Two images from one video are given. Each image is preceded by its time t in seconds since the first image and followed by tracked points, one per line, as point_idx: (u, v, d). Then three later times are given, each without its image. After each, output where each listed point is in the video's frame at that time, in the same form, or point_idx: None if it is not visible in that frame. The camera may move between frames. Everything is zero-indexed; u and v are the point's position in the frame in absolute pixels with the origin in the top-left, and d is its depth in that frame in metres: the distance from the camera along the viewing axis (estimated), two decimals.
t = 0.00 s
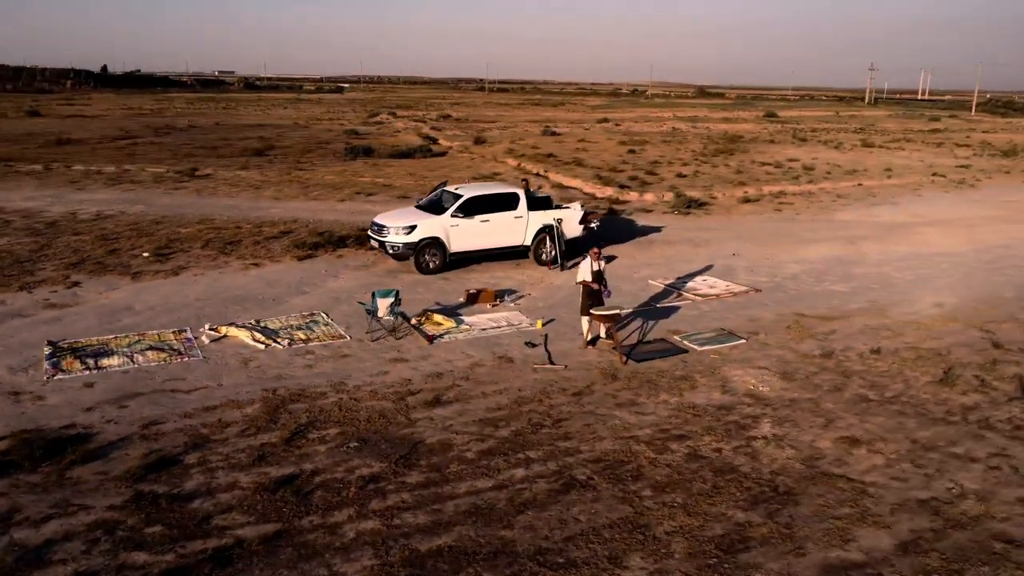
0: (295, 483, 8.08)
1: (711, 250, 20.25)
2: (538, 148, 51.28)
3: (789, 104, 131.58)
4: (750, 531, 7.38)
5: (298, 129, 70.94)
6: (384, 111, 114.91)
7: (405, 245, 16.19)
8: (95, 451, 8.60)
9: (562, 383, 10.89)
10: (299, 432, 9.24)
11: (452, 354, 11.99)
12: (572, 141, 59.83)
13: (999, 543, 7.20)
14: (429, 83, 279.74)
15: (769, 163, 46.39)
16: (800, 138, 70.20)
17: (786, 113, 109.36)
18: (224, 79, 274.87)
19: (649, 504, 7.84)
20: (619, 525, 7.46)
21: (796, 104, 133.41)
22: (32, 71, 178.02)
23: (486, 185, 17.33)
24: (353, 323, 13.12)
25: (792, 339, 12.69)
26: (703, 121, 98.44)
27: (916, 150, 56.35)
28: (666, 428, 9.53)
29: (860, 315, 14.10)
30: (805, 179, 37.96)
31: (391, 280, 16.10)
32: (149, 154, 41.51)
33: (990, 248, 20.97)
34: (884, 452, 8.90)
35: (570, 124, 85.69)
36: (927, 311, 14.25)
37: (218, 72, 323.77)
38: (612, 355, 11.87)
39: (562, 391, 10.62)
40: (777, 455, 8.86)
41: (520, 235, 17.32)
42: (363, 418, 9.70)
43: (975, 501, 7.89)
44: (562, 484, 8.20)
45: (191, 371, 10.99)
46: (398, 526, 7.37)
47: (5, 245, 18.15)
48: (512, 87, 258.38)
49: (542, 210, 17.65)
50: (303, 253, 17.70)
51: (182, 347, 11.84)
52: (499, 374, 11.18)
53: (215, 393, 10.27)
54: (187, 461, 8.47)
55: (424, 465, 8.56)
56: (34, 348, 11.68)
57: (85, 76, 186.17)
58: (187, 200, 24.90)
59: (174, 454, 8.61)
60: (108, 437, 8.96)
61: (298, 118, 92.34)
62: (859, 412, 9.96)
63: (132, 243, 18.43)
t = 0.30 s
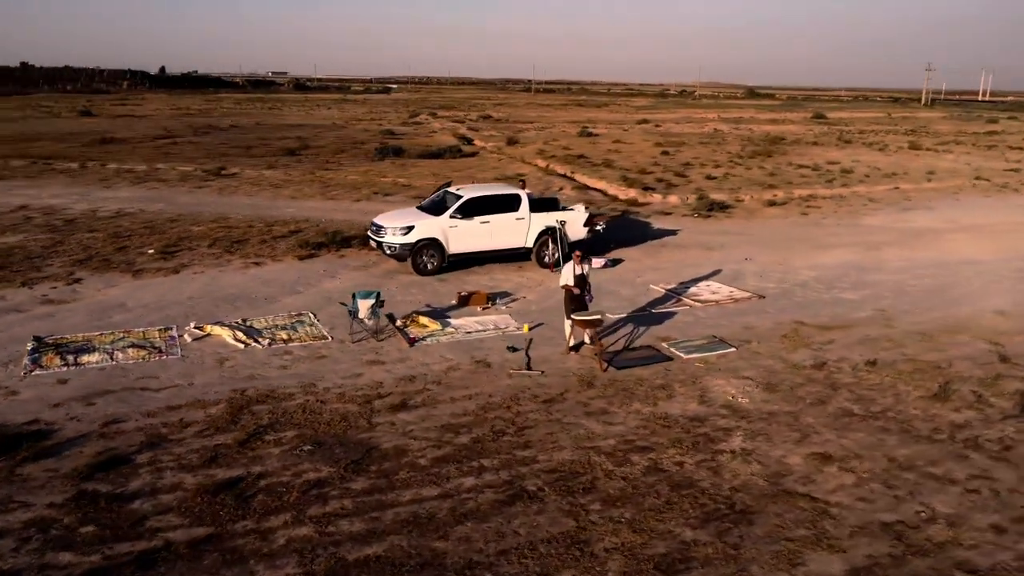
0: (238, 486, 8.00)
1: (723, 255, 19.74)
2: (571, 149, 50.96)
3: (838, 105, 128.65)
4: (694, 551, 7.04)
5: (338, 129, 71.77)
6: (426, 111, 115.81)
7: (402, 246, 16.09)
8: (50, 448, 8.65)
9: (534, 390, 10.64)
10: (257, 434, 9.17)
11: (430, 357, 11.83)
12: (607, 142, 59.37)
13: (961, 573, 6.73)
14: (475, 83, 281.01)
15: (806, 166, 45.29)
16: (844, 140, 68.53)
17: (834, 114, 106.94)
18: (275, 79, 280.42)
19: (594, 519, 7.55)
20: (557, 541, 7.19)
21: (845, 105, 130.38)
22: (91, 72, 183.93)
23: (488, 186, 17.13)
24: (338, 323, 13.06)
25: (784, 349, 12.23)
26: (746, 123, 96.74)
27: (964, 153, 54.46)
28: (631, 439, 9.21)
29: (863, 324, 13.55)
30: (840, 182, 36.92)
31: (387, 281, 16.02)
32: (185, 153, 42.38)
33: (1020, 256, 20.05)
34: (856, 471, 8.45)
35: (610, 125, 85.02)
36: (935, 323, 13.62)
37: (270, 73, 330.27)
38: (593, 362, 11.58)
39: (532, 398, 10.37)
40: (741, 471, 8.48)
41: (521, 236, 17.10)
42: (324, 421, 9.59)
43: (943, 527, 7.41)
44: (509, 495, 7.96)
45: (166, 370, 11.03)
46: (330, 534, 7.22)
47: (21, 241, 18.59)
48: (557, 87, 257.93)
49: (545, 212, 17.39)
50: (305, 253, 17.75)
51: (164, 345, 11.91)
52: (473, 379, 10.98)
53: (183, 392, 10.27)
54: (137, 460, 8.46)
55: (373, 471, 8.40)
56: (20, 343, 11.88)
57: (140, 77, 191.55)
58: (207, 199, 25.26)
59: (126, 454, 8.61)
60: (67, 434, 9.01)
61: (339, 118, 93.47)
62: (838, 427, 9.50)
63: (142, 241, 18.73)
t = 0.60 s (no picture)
0: (181, 489, 7.93)
1: (735, 261, 19.20)
2: (605, 151, 50.46)
3: (890, 107, 125.42)
4: (629, 572, 6.72)
5: (377, 130, 72.40)
6: (468, 113, 116.28)
7: (399, 248, 16.00)
8: (6, 444, 8.72)
9: (504, 397, 10.39)
10: (213, 436, 9.12)
11: (407, 361, 11.68)
12: (643, 144, 58.73)
13: None
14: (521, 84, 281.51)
15: (845, 169, 44.06)
16: (891, 143, 66.60)
17: (885, 117, 104.04)
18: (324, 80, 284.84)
19: (532, 534, 7.28)
20: (489, 556, 6.94)
21: (898, 107, 126.93)
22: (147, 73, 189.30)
23: (489, 188, 16.95)
24: (323, 325, 13.01)
25: (775, 359, 11.77)
26: (792, 125, 94.74)
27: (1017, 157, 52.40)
28: (592, 450, 8.91)
29: (864, 335, 12.98)
30: (877, 186, 35.79)
31: (383, 282, 15.94)
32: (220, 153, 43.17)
33: None
34: (821, 492, 8.01)
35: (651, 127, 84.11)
36: (942, 335, 12.96)
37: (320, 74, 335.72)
38: (571, 370, 11.28)
39: (500, 405, 10.14)
40: (699, 488, 8.11)
41: (522, 239, 16.87)
42: (284, 424, 9.49)
43: (902, 555, 6.95)
44: (451, 506, 7.73)
45: (142, 368, 11.09)
46: (259, 542, 7.09)
47: (37, 238, 19.02)
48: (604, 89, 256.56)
49: (547, 214, 17.14)
50: (308, 253, 17.79)
51: (145, 343, 11.99)
52: (444, 384, 10.78)
53: (151, 392, 10.29)
54: (88, 459, 8.46)
55: (320, 476, 8.26)
56: (8, 338, 12.08)
57: (194, 79, 196.40)
58: (228, 199, 25.57)
59: (79, 452, 8.62)
60: (27, 431, 9.08)
61: (381, 119, 94.31)
62: (813, 445, 9.05)
63: (152, 239, 19.00)
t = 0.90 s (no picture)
0: (121, 491, 7.90)
1: (747, 267, 18.64)
2: (639, 154, 49.89)
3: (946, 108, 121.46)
4: None
5: (416, 131, 72.78)
6: (511, 114, 116.50)
7: (395, 249, 15.89)
8: None
9: (471, 404, 10.16)
10: (168, 436, 9.08)
11: (382, 364, 11.53)
12: (681, 146, 57.90)
13: None
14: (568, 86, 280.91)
15: (886, 172, 42.72)
16: (941, 145, 64.43)
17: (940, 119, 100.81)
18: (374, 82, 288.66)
19: (463, 549, 7.03)
20: (412, 571, 6.72)
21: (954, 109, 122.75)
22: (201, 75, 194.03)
23: (489, 190, 16.75)
24: (307, 325, 12.95)
25: (761, 371, 11.30)
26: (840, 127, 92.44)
27: None
28: (547, 462, 8.62)
29: (863, 347, 12.40)
30: (916, 190, 34.57)
31: (379, 284, 15.84)
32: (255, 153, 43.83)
33: None
34: (778, 514, 7.59)
35: (693, 129, 82.91)
36: (947, 348, 12.31)
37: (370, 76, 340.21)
38: (545, 377, 11.00)
39: (464, 412, 9.91)
40: (649, 506, 7.77)
41: (522, 242, 16.63)
42: (242, 426, 9.42)
43: None
44: (387, 517, 7.54)
45: (118, 367, 11.14)
46: (184, 548, 6.99)
47: (53, 235, 19.43)
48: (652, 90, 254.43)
49: (549, 217, 16.87)
50: (311, 253, 17.80)
51: (127, 342, 12.06)
52: (413, 389, 10.60)
53: (120, 390, 10.33)
54: (39, 458, 8.49)
55: (263, 482, 8.14)
56: None
57: (246, 81, 200.61)
58: (247, 198, 25.85)
59: (33, 450, 8.66)
60: None
61: (422, 120, 94.91)
62: (780, 462, 8.61)
63: (163, 238, 19.25)
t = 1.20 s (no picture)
0: (66, 490, 7.90)
1: (758, 272, 18.08)
2: (674, 156, 49.17)
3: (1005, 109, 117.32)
4: None
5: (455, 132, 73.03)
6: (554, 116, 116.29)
7: (392, 250, 15.81)
8: None
9: (436, 410, 9.97)
10: (127, 436, 9.09)
11: (358, 367, 11.42)
12: (720, 148, 56.93)
13: None
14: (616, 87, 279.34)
15: (929, 175, 41.30)
16: (994, 148, 62.09)
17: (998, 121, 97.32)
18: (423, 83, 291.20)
19: (389, 563, 6.83)
20: None
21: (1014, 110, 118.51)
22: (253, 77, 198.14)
23: (490, 191, 16.55)
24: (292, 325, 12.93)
25: (745, 381, 10.87)
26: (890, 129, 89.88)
27: None
28: (499, 473, 8.38)
29: (860, 359, 11.85)
30: (957, 194, 33.31)
31: (375, 285, 15.77)
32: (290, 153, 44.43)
33: None
34: (726, 535, 7.22)
35: (736, 130, 81.49)
36: (950, 363, 11.68)
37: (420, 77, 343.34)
38: (519, 385, 10.75)
39: (428, 419, 9.73)
40: (593, 522, 7.46)
41: (522, 244, 16.40)
42: (201, 427, 9.37)
43: None
44: (322, 526, 7.39)
45: (97, 364, 11.24)
46: (111, 551, 6.94)
47: (70, 233, 19.85)
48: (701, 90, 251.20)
49: (550, 220, 16.60)
50: (314, 253, 17.82)
51: (113, 340, 12.18)
52: (382, 394, 10.45)
53: (93, 388, 10.41)
54: None
55: (208, 485, 8.07)
56: None
57: (297, 82, 204.20)
58: (268, 198, 26.12)
59: None
60: None
61: (464, 121, 95.20)
62: (742, 480, 8.21)
63: (175, 237, 19.53)
